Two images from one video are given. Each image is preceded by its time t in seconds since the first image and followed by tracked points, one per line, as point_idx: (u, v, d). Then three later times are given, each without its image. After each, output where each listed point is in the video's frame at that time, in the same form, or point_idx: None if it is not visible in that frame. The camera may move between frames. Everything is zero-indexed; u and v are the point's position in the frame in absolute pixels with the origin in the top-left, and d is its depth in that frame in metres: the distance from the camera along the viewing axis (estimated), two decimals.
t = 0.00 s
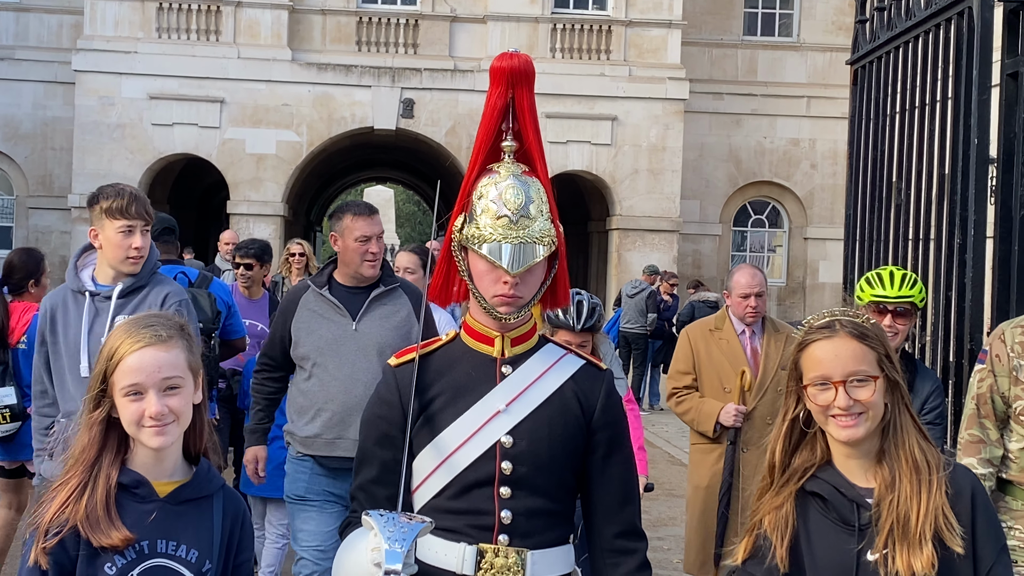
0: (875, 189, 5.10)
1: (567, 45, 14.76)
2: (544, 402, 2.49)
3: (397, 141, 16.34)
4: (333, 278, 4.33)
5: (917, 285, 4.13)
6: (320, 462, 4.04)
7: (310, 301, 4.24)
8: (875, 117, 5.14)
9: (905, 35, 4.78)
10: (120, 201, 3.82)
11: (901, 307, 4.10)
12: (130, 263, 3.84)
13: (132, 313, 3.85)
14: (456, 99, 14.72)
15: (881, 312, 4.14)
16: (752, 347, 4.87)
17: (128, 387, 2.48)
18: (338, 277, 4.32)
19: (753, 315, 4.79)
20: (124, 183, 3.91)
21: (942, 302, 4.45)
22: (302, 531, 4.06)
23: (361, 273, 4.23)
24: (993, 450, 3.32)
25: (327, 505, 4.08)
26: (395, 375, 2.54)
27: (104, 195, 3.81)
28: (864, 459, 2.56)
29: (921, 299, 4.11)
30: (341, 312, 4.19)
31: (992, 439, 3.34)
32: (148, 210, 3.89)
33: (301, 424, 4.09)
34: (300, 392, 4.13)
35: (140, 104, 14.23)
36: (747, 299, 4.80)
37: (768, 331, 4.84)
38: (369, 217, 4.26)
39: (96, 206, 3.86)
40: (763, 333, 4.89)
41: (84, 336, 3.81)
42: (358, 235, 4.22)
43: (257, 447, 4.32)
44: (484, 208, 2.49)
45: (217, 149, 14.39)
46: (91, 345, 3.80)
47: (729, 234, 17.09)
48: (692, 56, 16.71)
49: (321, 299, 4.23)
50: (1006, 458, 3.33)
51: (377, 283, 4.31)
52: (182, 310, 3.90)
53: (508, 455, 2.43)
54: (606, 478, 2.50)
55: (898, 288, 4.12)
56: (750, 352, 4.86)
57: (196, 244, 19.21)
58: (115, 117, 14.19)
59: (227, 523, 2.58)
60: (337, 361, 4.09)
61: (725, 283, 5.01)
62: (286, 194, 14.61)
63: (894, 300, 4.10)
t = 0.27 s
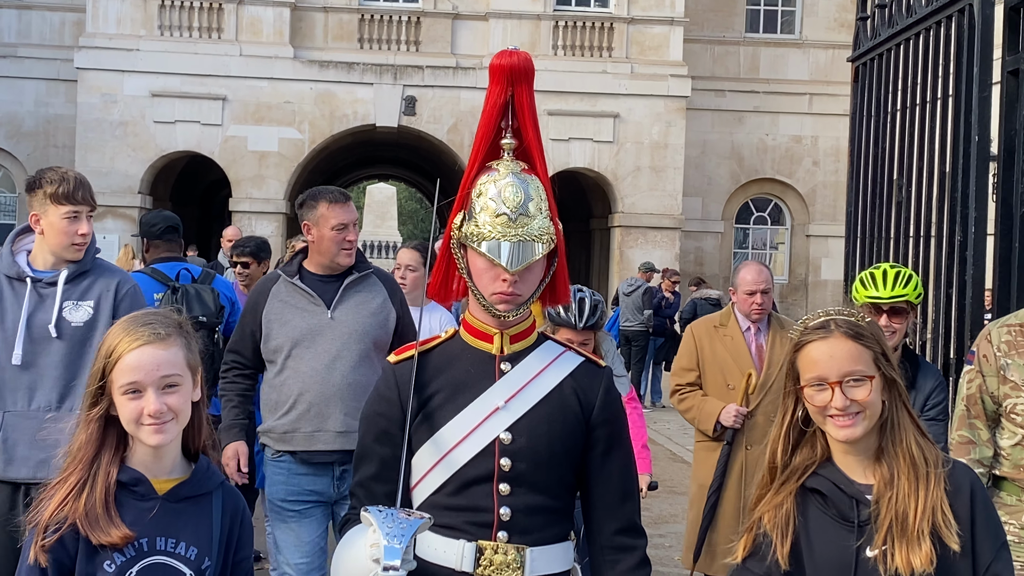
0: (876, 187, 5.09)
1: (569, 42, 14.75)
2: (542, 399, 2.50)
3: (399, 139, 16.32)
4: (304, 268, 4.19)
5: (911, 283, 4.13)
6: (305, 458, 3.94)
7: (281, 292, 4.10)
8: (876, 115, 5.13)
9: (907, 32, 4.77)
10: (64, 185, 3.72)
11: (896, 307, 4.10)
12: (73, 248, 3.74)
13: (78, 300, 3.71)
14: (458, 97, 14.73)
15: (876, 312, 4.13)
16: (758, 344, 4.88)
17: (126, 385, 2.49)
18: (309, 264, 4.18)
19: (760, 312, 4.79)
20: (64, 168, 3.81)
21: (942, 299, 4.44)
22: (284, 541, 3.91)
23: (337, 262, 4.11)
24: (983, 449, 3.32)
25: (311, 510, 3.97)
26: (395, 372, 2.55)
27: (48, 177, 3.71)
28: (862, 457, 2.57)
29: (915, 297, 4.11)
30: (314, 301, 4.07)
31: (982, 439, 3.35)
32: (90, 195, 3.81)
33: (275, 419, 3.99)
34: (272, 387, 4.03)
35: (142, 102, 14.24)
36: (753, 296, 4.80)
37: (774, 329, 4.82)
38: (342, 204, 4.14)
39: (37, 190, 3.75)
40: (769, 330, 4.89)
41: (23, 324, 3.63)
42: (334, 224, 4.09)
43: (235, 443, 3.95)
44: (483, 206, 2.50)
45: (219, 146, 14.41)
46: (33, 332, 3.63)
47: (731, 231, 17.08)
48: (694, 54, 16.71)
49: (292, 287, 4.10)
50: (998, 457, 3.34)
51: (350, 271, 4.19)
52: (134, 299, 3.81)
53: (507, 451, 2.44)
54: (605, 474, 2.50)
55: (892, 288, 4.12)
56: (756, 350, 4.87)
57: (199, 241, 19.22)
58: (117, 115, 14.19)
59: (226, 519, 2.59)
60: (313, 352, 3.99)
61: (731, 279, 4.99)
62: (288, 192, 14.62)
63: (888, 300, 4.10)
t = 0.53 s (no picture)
0: (879, 184, 5.08)
1: (572, 40, 14.75)
2: (546, 394, 2.50)
3: (402, 136, 16.33)
4: (290, 266, 4.06)
5: (905, 277, 4.13)
6: (283, 465, 3.83)
7: (265, 291, 3.97)
8: (879, 112, 5.12)
9: (909, 29, 4.77)
10: (27, 180, 3.50)
11: (890, 301, 4.10)
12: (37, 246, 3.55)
13: (41, 296, 3.52)
14: (461, 94, 14.73)
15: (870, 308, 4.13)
16: (774, 342, 4.85)
17: (128, 382, 2.50)
18: (295, 263, 4.05)
19: (777, 311, 4.74)
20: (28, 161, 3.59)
21: (945, 296, 4.43)
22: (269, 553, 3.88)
23: (328, 263, 3.98)
24: (980, 447, 3.35)
25: (294, 521, 3.89)
26: (397, 369, 2.55)
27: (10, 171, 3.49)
28: (871, 453, 2.57)
29: (909, 291, 4.11)
30: (297, 302, 3.93)
31: (979, 436, 3.39)
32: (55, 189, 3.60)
33: (255, 423, 3.89)
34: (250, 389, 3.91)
35: (146, 99, 14.25)
36: (771, 294, 4.75)
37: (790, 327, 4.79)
38: (336, 202, 3.99)
39: None
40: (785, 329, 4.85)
41: None
42: (327, 224, 3.95)
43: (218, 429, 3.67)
44: (485, 203, 2.50)
45: (222, 144, 14.41)
46: None
47: (735, 229, 17.06)
48: (697, 51, 16.71)
49: (276, 287, 3.97)
50: (995, 453, 3.35)
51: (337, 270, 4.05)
52: (103, 296, 3.64)
53: (510, 447, 2.44)
54: (607, 472, 2.51)
55: (885, 283, 4.12)
56: (771, 348, 4.84)
57: (202, 239, 19.22)
58: (121, 112, 14.20)
59: (227, 516, 2.59)
60: (292, 353, 3.86)
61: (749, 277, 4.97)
62: (292, 189, 14.64)
63: (883, 295, 4.10)
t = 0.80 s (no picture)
0: (881, 181, 5.08)
1: (575, 38, 14.74)
2: (544, 389, 2.51)
3: (405, 134, 16.34)
4: (289, 274, 3.98)
5: (904, 265, 4.13)
6: (259, 481, 3.72)
7: (259, 298, 3.90)
8: (879, 110, 5.12)
9: (909, 27, 4.78)
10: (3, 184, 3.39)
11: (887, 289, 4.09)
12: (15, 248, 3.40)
13: (9, 305, 3.39)
14: (465, 93, 14.74)
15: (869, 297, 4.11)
16: (780, 341, 4.77)
17: (127, 377, 2.50)
18: (294, 272, 3.96)
19: (784, 310, 4.64)
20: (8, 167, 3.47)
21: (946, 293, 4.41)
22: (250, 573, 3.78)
23: (330, 275, 3.86)
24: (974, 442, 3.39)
25: (276, 543, 3.78)
26: (395, 364, 2.55)
27: None
28: (922, 456, 2.43)
29: (907, 278, 4.09)
30: (289, 314, 3.84)
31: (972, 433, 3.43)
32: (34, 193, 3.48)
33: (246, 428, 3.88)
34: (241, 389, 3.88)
35: (149, 97, 14.28)
36: (779, 293, 4.64)
37: (798, 324, 4.74)
38: (343, 213, 3.87)
39: None
40: (794, 326, 4.77)
41: None
42: (331, 235, 3.84)
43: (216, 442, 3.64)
44: (482, 200, 2.50)
45: (226, 142, 14.44)
46: None
47: (738, 227, 17.05)
48: (700, 49, 16.69)
49: (270, 295, 3.89)
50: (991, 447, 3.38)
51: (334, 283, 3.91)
52: (73, 309, 3.48)
53: (508, 442, 2.45)
54: (607, 467, 2.51)
55: (884, 269, 4.11)
56: (778, 348, 4.77)
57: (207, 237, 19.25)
58: (124, 110, 14.23)
59: (221, 510, 2.61)
60: (276, 366, 3.75)
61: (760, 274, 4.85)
62: (295, 187, 14.67)
63: (881, 281, 4.08)
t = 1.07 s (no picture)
0: (881, 178, 5.07)
1: (579, 36, 14.73)
2: (540, 384, 2.51)
3: (408, 132, 16.35)
4: (286, 256, 3.90)
5: (898, 255, 3.90)
6: (243, 471, 3.62)
7: (255, 280, 3.82)
8: (880, 106, 5.12)
9: (908, 23, 4.78)
10: None
11: (884, 278, 3.86)
12: None
13: None
14: (468, 91, 14.75)
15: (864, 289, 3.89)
16: (780, 338, 4.78)
17: (113, 383, 2.35)
18: (291, 254, 3.87)
19: (781, 307, 4.64)
20: None
21: (945, 289, 4.40)
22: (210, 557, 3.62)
23: (330, 258, 3.77)
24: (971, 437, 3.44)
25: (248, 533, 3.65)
26: (391, 358, 2.55)
27: None
28: None
29: (900, 268, 3.87)
30: (284, 298, 3.72)
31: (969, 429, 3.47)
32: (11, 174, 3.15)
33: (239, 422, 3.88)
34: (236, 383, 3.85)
35: (153, 96, 14.31)
36: (777, 290, 4.64)
37: (798, 321, 4.74)
38: (345, 192, 3.80)
39: None
40: (793, 323, 4.77)
41: None
42: (332, 217, 3.76)
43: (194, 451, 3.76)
44: (478, 195, 2.51)
45: (229, 141, 14.47)
46: None
47: (742, 225, 17.04)
48: (704, 47, 16.65)
49: (266, 278, 3.80)
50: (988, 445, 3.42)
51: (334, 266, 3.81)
52: (41, 300, 3.13)
53: (504, 437, 2.46)
54: (603, 461, 2.52)
55: (874, 257, 3.89)
56: (777, 345, 4.77)
57: (210, 235, 19.26)
58: (128, 109, 14.26)
59: (193, 517, 2.45)
60: (269, 350, 3.64)
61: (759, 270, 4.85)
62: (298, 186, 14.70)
63: (873, 267, 3.86)
